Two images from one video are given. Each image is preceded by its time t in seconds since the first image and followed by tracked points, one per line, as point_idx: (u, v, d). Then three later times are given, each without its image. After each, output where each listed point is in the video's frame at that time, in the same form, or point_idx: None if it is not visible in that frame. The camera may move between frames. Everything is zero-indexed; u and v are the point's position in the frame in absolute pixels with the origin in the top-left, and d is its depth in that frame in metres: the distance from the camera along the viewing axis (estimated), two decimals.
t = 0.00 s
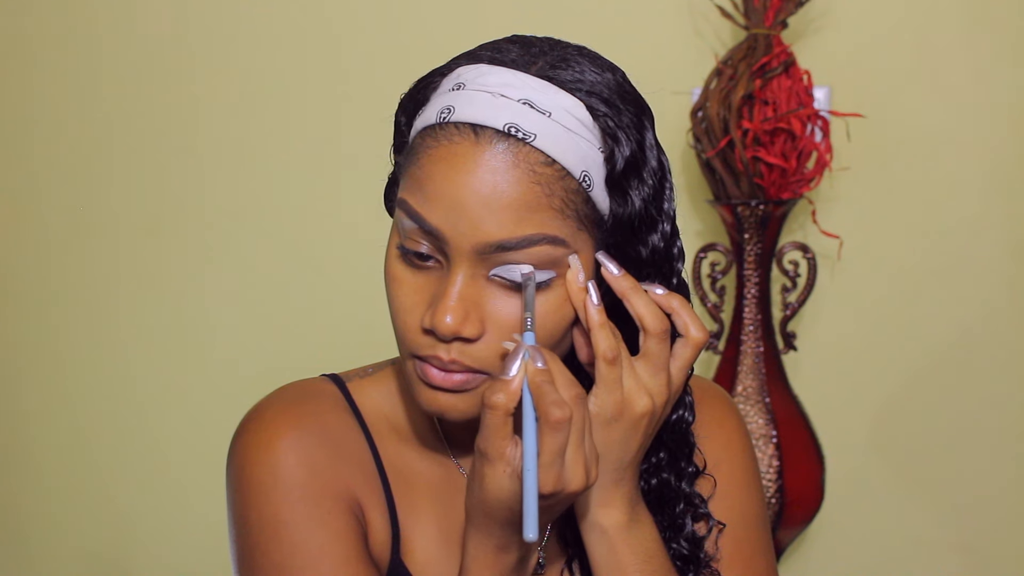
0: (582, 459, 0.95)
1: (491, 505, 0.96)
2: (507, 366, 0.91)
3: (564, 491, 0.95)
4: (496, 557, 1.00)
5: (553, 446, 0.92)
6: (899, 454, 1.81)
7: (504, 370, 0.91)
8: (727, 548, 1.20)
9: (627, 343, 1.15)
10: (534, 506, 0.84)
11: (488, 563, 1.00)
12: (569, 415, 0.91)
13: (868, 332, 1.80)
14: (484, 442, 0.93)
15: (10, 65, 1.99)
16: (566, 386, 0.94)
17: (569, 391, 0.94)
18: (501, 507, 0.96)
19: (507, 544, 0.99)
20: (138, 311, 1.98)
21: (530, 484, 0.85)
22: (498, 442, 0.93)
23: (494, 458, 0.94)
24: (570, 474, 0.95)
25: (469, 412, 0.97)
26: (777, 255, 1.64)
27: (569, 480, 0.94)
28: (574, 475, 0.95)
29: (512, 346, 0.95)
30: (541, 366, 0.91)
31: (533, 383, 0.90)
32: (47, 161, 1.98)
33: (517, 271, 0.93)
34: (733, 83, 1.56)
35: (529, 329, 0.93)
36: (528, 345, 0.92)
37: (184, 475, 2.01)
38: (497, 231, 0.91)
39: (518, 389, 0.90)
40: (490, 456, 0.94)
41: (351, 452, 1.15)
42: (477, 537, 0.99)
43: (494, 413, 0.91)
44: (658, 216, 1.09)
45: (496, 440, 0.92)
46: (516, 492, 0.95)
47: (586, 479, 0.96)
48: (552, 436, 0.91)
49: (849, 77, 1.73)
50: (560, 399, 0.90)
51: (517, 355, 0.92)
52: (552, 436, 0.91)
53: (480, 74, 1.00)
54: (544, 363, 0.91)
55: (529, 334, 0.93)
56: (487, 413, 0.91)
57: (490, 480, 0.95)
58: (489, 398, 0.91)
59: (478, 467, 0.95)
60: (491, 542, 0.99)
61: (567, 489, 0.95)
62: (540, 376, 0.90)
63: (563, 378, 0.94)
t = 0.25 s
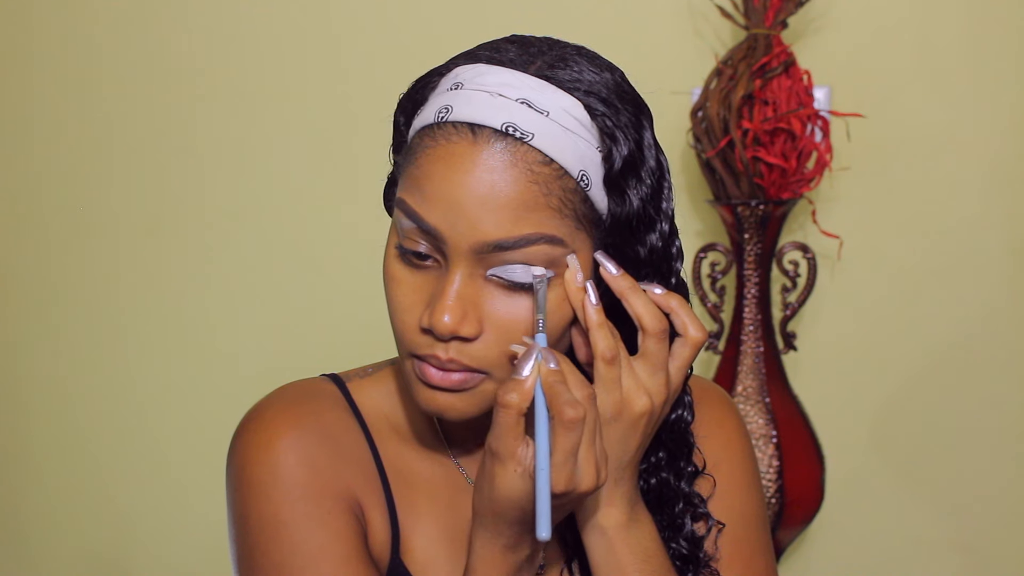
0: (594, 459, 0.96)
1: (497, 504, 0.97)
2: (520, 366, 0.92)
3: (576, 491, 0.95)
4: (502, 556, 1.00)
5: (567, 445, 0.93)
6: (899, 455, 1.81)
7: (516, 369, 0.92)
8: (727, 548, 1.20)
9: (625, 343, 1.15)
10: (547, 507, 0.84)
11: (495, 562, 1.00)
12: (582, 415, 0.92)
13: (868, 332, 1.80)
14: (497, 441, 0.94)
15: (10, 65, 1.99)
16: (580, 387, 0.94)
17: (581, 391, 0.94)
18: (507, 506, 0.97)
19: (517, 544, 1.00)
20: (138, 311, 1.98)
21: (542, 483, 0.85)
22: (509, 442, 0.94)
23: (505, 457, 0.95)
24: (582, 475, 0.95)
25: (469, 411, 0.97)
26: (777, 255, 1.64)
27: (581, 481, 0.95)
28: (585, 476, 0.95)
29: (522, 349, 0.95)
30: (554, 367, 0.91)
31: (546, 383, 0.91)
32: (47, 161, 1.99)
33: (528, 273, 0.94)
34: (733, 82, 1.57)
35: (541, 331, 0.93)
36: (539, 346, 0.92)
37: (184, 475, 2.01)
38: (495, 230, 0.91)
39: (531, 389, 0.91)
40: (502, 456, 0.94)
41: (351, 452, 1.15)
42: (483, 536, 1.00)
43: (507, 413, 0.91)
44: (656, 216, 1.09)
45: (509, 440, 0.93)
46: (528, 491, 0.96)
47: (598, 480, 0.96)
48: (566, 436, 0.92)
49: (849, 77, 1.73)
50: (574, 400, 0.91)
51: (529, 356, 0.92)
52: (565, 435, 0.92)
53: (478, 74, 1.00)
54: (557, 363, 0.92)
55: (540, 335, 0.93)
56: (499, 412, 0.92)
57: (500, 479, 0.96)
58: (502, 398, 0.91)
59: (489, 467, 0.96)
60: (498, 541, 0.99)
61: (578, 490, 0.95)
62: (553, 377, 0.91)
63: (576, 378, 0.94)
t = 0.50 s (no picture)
0: (602, 461, 0.97)
1: (503, 503, 0.97)
2: (530, 366, 0.91)
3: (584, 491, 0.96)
4: (506, 555, 1.00)
5: (576, 445, 0.93)
6: (899, 455, 1.81)
7: (526, 369, 0.91)
8: (726, 548, 1.20)
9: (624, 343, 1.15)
10: (557, 507, 0.86)
11: (499, 561, 1.00)
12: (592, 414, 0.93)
13: (868, 332, 1.79)
14: (505, 439, 0.94)
15: (11, 66, 1.99)
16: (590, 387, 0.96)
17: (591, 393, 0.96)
18: (512, 505, 0.96)
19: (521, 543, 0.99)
20: (137, 311, 1.98)
21: (552, 484, 0.87)
22: (518, 441, 0.94)
23: (514, 456, 0.95)
24: (590, 475, 0.96)
25: (468, 411, 0.97)
26: (777, 255, 1.64)
27: (589, 480, 0.96)
28: (594, 476, 0.96)
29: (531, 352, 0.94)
30: (564, 368, 0.92)
31: (556, 383, 0.91)
32: (47, 161, 1.99)
33: (531, 274, 0.94)
34: (733, 82, 1.56)
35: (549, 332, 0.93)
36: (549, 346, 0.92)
37: (184, 475, 2.01)
38: (493, 230, 0.91)
39: (542, 388, 0.91)
40: (511, 456, 0.95)
41: (351, 452, 1.15)
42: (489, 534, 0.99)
43: (516, 412, 0.91)
44: (655, 216, 1.09)
45: (518, 439, 0.94)
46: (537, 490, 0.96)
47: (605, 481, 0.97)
48: (576, 435, 0.93)
49: (848, 77, 1.73)
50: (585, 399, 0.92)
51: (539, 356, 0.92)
52: (575, 435, 0.93)
53: (477, 74, 1.00)
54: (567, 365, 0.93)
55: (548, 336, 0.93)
56: (509, 411, 0.92)
57: (508, 478, 0.96)
58: (512, 397, 0.91)
59: (496, 466, 0.96)
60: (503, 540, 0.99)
61: (586, 489, 0.96)
62: (563, 377, 0.91)
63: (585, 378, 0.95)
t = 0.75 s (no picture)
0: (536, 474, 0.96)
1: (449, 517, 0.95)
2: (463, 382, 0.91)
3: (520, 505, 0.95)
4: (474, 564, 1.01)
5: (505, 461, 0.92)
6: (898, 455, 1.81)
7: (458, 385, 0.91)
8: (726, 548, 1.20)
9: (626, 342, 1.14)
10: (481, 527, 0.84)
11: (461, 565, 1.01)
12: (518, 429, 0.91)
13: (868, 332, 1.80)
14: (442, 459, 0.91)
15: (10, 65, 1.99)
16: (521, 399, 0.94)
17: (523, 406, 0.94)
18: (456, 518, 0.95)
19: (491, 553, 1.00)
20: (137, 311, 1.98)
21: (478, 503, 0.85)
22: (453, 458, 0.91)
23: (451, 474, 0.92)
24: (525, 487, 0.95)
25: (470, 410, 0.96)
26: (778, 255, 1.64)
27: (525, 494, 0.95)
28: (529, 489, 0.95)
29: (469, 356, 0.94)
30: (493, 381, 0.90)
31: (485, 398, 0.89)
32: (46, 161, 1.98)
33: (532, 274, 0.95)
34: (733, 82, 1.57)
35: (487, 343, 0.93)
36: (484, 358, 0.92)
37: (184, 475, 2.00)
38: (498, 229, 0.91)
39: (471, 405, 0.90)
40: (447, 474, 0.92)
41: (350, 453, 1.15)
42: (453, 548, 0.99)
43: (446, 428, 0.90)
44: (658, 216, 1.09)
45: (451, 457, 0.91)
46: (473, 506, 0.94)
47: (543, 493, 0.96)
48: (503, 451, 0.91)
49: (849, 77, 1.73)
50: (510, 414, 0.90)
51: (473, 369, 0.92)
52: (502, 452, 0.91)
53: (481, 72, 1.00)
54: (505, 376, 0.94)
55: (486, 347, 0.93)
56: (439, 428, 0.90)
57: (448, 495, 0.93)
58: (443, 413, 0.90)
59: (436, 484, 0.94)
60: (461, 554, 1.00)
61: (520, 504, 0.95)
62: (492, 391, 0.89)
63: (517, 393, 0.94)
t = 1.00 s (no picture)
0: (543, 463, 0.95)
1: (454, 510, 0.95)
2: (468, 374, 0.91)
3: (528, 496, 0.95)
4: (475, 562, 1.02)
5: (511, 448, 0.91)
6: (898, 455, 1.81)
7: (464, 377, 0.91)
8: (724, 548, 1.20)
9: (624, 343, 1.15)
10: (486, 514, 0.84)
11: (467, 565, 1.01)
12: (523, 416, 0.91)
13: (868, 332, 1.79)
14: (446, 451, 0.92)
15: (10, 66, 1.99)
16: (526, 388, 0.93)
17: (528, 397, 0.93)
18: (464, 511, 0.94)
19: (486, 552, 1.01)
20: (137, 311, 1.98)
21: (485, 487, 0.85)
22: (458, 450, 0.92)
23: (455, 466, 0.92)
24: (532, 477, 0.95)
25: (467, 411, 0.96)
26: (777, 255, 1.64)
27: (531, 484, 0.95)
28: (536, 479, 0.95)
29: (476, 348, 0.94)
30: (499, 371, 0.90)
31: (490, 387, 0.90)
32: (46, 161, 1.99)
33: (530, 275, 0.95)
34: (733, 82, 1.57)
35: (491, 335, 0.92)
36: (489, 351, 0.92)
37: (184, 475, 2.01)
38: (495, 229, 0.91)
39: (478, 396, 0.90)
40: (452, 466, 0.92)
41: (349, 453, 1.16)
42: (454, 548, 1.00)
43: (453, 419, 0.90)
44: (656, 216, 1.09)
45: (457, 448, 0.92)
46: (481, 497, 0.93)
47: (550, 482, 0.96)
48: (508, 438, 0.91)
49: (849, 77, 1.73)
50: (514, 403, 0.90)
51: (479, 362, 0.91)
52: (508, 440, 0.91)
53: (479, 73, 1.00)
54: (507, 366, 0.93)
55: (490, 339, 0.92)
56: (446, 419, 0.91)
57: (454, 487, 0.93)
58: (450, 404, 0.90)
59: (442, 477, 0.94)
60: (467, 548, 1.00)
61: (527, 493, 0.94)
62: (497, 380, 0.90)
63: (522, 382, 0.93)
